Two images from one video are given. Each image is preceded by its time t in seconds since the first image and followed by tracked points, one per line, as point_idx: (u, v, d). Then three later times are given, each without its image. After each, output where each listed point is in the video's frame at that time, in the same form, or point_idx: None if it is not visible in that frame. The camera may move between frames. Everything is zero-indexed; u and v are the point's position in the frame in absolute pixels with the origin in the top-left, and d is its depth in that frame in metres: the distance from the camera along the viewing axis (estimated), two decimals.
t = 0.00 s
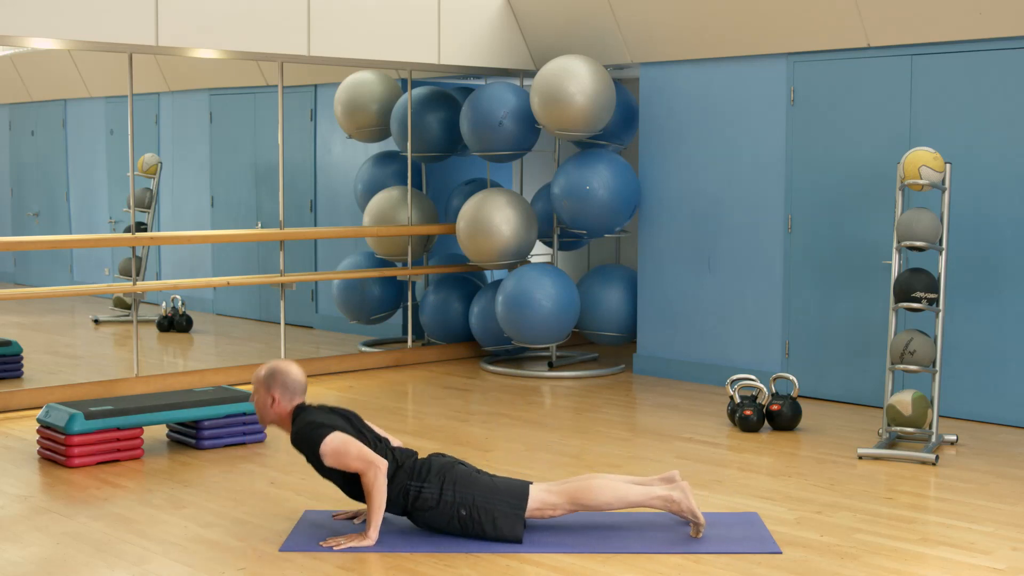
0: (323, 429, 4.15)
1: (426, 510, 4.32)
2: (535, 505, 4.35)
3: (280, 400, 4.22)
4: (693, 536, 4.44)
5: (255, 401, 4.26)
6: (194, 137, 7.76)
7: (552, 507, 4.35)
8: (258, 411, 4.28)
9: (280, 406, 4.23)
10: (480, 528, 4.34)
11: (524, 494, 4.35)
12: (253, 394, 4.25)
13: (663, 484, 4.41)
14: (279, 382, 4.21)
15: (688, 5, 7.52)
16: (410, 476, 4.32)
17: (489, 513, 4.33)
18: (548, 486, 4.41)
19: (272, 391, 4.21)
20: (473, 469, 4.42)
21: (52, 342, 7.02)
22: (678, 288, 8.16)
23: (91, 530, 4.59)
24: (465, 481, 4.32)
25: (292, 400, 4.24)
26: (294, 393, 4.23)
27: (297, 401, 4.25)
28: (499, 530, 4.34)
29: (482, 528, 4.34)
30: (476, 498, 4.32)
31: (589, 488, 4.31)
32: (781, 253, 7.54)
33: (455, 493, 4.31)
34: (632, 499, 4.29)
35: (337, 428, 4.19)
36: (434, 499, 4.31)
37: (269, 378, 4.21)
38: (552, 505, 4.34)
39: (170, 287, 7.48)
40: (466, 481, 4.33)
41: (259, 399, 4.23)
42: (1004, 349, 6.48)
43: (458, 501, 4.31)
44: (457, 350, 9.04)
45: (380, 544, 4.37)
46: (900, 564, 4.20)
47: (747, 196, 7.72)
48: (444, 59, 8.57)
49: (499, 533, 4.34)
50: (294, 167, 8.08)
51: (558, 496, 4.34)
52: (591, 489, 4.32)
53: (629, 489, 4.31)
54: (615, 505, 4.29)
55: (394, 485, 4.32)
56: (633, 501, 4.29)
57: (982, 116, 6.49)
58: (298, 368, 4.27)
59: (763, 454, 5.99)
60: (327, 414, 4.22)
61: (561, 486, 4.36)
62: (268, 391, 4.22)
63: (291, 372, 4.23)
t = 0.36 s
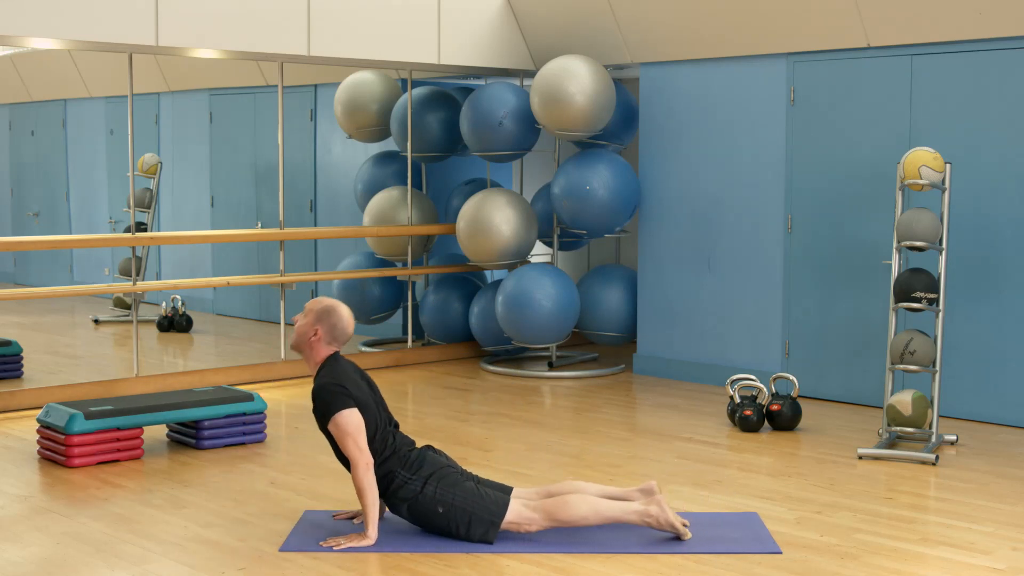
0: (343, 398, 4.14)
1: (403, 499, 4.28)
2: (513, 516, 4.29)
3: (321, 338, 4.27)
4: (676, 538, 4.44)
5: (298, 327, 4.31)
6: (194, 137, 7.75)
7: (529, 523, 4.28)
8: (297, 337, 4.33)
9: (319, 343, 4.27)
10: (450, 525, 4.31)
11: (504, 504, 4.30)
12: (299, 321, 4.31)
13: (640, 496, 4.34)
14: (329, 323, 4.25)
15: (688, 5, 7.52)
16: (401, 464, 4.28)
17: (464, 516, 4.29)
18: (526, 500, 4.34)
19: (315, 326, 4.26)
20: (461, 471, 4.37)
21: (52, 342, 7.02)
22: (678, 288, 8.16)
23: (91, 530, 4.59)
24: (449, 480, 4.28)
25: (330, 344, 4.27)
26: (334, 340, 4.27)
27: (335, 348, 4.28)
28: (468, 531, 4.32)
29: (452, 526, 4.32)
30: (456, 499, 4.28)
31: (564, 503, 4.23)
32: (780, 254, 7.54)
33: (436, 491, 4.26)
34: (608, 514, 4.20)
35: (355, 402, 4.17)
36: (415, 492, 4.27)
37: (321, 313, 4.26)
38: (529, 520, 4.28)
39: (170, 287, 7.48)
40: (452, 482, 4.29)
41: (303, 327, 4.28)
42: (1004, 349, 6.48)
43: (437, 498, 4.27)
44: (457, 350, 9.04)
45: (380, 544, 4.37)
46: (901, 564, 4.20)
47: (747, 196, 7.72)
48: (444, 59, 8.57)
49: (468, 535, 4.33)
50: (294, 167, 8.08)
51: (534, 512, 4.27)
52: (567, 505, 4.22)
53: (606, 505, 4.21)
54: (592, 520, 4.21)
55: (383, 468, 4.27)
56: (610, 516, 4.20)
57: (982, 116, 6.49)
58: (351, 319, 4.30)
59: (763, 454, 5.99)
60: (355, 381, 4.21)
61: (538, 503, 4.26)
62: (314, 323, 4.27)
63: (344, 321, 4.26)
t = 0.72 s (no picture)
0: (355, 394, 4.13)
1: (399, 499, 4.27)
2: (507, 522, 4.33)
3: (345, 330, 4.30)
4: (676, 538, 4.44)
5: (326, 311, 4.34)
6: (194, 138, 7.75)
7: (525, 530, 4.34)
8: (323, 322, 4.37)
9: (342, 334, 4.30)
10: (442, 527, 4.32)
11: (499, 511, 4.32)
12: (330, 306, 4.34)
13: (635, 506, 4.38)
14: (358, 316, 4.29)
15: (688, 5, 7.52)
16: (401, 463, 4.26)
17: (457, 519, 4.30)
18: (522, 507, 4.39)
19: (342, 316, 4.30)
20: (458, 475, 4.37)
21: (52, 342, 7.01)
22: (678, 288, 8.16)
23: (91, 530, 4.59)
24: (446, 484, 4.28)
25: (353, 338, 4.31)
26: (358, 335, 4.30)
27: (356, 343, 4.31)
28: (460, 533, 4.33)
29: (444, 528, 4.32)
30: (451, 503, 4.28)
31: (558, 514, 4.28)
32: (780, 253, 7.54)
33: (432, 493, 4.26)
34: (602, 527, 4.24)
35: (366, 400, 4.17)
36: (411, 493, 4.26)
37: (352, 305, 4.29)
38: (524, 527, 4.34)
39: (170, 287, 7.48)
40: (450, 486, 4.28)
41: (331, 312, 4.32)
42: (1004, 349, 6.48)
43: (433, 501, 4.26)
44: (457, 350, 9.04)
45: (379, 545, 4.37)
46: (901, 564, 4.20)
47: (747, 196, 7.72)
48: (444, 59, 8.57)
49: (459, 537, 4.34)
50: (294, 167, 8.08)
51: (530, 520, 4.33)
52: (562, 515, 4.27)
53: (600, 515, 4.26)
54: (587, 531, 4.26)
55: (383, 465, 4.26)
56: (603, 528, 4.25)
57: (982, 117, 6.49)
58: (380, 319, 4.34)
59: (763, 454, 5.99)
60: (369, 379, 4.19)
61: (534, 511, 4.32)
62: (341, 312, 4.30)
63: (371, 319, 4.29)
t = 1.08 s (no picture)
0: (357, 394, 4.13)
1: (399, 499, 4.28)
2: (507, 523, 4.33)
3: (346, 330, 4.31)
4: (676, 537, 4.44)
5: (329, 310, 4.35)
6: (194, 138, 7.75)
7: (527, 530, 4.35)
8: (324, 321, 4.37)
9: (343, 334, 4.31)
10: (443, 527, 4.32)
11: (499, 512, 4.32)
12: (333, 305, 4.34)
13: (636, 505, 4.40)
14: (360, 316, 4.29)
15: (688, 5, 7.52)
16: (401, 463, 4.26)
17: (458, 520, 4.29)
18: (522, 507, 4.39)
19: (343, 316, 4.30)
20: (458, 476, 4.36)
21: (52, 342, 7.01)
22: (678, 288, 8.16)
23: (92, 530, 4.59)
24: (446, 485, 4.27)
25: (354, 338, 4.31)
26: (359, 335, 4.30)
27: (357, 343, 4.32)
28: (461, 534, 4.33)
29: (445, 528, 4.32)
30: (451, 504, 4.28)
31: (558, 515, 4.28)
32: (780, 253, 7.54)
33: (432, 494, 4.26)
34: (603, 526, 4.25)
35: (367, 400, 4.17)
36: (412, 494, 4.26)
37: (354, 305, 4.29)
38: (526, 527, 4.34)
39: (170, 287, 7.48)
40: (450, 486, 4.28)
41: (333, 311, 4.32)
42: (1004, 349, 6.48)
43: (433, 501, 4.27)
44: (457, 350, 9.04)
45: (379, 545, 4.37)
46: (901, 564, 4.20)
47: (746, 196, 7.72)
48: (444, 59, 8.57)
49: (460, 538, 4.34)
50: (294, 167, 8.08)
51: (530, 520, 4.33)
52: (563, 516, 4.28)
53: (601, 516, 4.26)
54: (588, 531, 4.26)
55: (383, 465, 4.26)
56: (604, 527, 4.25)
57: (982, 117, 6.49)
58: (381, 320, 4.34)
59: (763, 454, 5.99)
60: (370, 379, 4.19)
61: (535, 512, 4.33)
62: (344, 312, 4.30)
63: (373, 319, 4.29)
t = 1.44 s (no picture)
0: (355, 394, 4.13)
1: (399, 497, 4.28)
2: (507, 522, 4.33)
3: (339, 328, 4.30)
4: (676, 538, 4.44)
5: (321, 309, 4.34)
6: (194, 138, 7.75)
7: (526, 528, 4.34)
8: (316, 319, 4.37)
9: (336, 332, 4.30)
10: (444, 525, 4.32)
11: (498, 511, 4.33)
12: (324, 303, 4.33)
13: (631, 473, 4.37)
14: (352, 313, 4.28)
15: (688, 5, 7.52)
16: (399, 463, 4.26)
17: (457, 519, 4.30)
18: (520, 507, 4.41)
19: (335, 313, 4.29)
20: (458, 474, 4.37)
21: (52, 342, 7.02)
22: (678, 288, 8.16)
23: (92, 530, 4.59)
24: (446, 483, 4.28)
25: (347, 337, 4.30)
26: (351, 333, 4.29)
27: (351, 342, 4.30)
28: (461, 532, 4.34)
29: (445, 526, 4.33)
30: (451, 502, 4.28)
31: (553, 500, 4.30)
32: (781, 253, 7.54)
33: (432, 492, 4.26)
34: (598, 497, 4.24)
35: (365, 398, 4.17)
36: (411, 492, 4.27)
37: (345, 303, 4.28)
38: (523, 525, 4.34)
39: (170, 287, 7.48)
40: (450, 484, 4.28)
41: (325, 310, 4.31)
42: (1004, 349, 6.48)
43: (433, 500, 4.27)
44: (457, 350, 9.03)
45: (380, 545, 4.37)
46: (900, 564, 4.20)
47: (746, 196, 7.72)
48: (444, 59, 8.56)
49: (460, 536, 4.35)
50: (294, 167, 8.07)
51: (527, 516, 4.34)
52: (558, 503, 4.28)
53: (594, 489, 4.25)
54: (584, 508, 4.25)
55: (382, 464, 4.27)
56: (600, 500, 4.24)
57: (982, 117, 6.49)
58: (373, 317, 4.33)
59: (763, 454, 5.99)
60: (368, 378, 4.20)
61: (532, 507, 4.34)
62: (336, 309, 4.29)
63: (366, 317, 4.28)
